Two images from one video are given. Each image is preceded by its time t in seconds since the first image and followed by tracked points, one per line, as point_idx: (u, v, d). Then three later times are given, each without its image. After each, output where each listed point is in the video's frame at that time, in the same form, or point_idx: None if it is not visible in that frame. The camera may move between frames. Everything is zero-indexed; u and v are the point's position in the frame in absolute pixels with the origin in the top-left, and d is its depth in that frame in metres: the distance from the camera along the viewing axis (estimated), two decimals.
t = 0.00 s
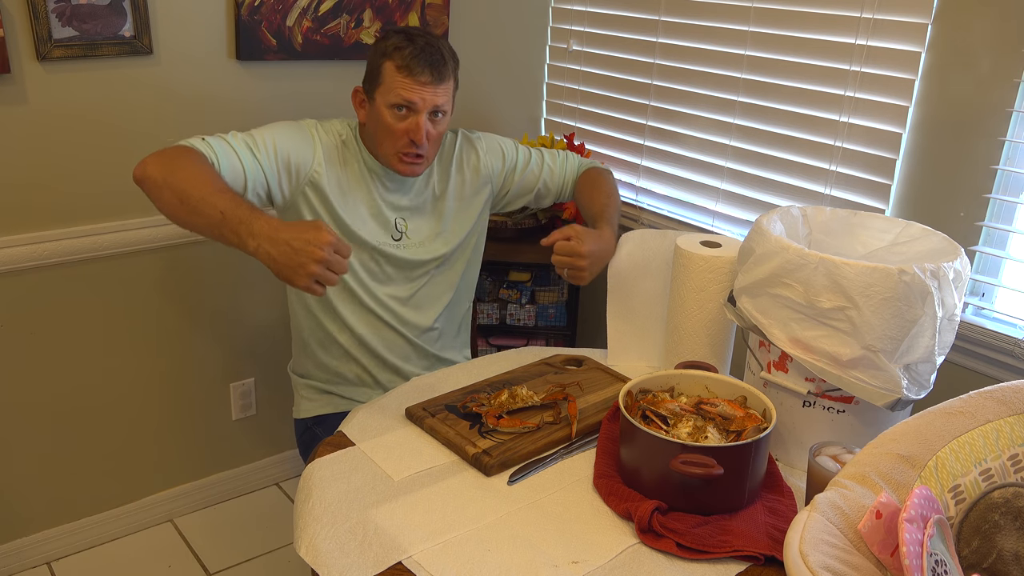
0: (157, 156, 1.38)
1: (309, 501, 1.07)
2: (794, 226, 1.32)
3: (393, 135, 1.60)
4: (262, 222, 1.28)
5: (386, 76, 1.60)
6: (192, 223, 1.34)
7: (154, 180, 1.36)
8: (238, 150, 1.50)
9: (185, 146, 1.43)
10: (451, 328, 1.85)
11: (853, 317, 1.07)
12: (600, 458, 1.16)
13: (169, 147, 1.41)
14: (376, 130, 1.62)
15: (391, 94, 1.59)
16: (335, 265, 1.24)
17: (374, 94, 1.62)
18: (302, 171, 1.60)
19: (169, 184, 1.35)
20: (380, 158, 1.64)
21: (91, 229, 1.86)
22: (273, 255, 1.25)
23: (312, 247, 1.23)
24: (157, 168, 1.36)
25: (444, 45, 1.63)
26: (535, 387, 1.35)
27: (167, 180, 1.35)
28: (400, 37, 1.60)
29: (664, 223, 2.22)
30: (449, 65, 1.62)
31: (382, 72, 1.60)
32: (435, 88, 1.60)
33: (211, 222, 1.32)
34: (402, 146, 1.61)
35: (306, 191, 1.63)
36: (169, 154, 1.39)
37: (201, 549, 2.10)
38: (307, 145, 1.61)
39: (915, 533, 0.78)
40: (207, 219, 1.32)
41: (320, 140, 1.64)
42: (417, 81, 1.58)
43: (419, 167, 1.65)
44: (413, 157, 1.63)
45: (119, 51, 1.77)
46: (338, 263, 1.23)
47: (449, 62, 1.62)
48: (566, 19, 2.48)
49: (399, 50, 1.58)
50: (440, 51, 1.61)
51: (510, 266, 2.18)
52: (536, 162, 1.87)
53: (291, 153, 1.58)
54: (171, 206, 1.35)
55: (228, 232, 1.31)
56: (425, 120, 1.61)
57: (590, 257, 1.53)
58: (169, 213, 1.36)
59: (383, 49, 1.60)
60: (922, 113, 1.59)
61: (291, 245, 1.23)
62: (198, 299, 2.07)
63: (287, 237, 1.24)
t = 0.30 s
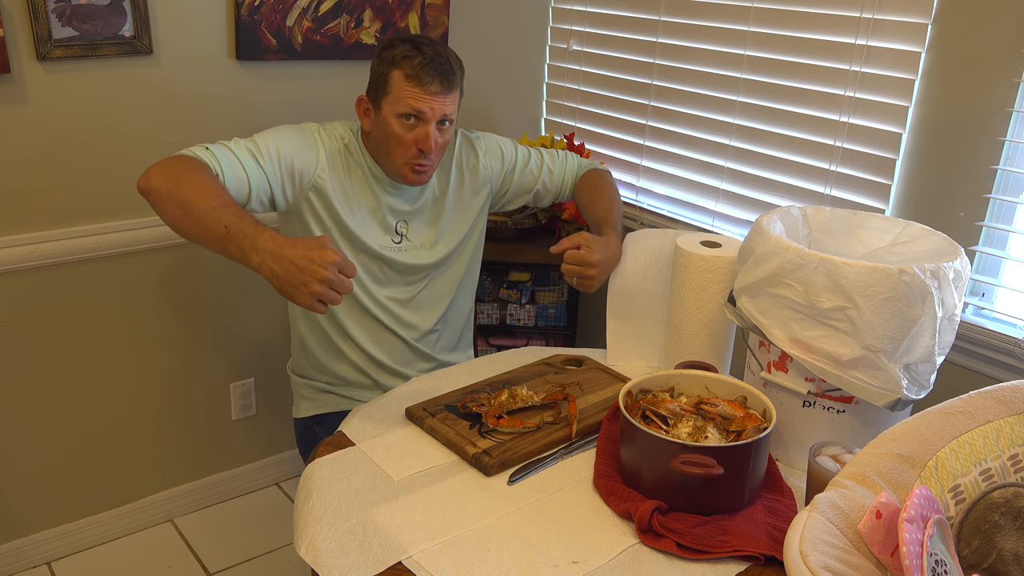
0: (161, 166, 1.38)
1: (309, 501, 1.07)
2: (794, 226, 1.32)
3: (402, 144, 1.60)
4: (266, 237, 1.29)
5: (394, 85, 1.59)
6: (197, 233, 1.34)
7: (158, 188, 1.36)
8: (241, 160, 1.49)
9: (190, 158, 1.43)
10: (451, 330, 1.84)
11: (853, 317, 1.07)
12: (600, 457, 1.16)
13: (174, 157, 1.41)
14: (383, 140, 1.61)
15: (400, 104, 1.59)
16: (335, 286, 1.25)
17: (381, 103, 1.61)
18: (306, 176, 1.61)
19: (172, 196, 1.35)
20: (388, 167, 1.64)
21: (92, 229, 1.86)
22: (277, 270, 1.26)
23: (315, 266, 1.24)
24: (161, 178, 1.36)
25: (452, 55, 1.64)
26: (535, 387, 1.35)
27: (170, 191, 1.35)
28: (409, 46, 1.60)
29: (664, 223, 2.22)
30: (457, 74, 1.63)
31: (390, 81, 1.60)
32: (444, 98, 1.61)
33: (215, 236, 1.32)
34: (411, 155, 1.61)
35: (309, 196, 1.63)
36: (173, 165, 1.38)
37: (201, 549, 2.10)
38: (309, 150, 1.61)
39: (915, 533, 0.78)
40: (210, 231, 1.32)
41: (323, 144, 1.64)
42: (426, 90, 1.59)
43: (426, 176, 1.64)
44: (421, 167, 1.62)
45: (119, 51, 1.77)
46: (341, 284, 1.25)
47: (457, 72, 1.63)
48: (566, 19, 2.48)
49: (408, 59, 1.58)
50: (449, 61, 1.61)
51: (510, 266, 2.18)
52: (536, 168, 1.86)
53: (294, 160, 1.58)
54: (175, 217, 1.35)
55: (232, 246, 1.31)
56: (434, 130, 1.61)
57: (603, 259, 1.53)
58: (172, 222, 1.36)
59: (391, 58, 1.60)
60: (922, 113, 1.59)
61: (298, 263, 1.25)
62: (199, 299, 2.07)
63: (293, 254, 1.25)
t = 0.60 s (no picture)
0: (162, 173, 1.39)
1: (309, 501, 1.07)
2: (794, 226, 1.32)
3: (402, 141, 1.59)
4: (264, 243, 1.29)
5: (394, 83, 1.60)
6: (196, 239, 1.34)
7: (159, 194, 1.37)
8: (242, 164, 1.49)
9: (191, 163, 1.43)
10: (454, 333, 1.84)
11: (853, 317, 1.07)
12: (600, 458, 1.16)
13: (174, 163, 1.42)
14: (384, 138, 1.61)
15: (400, 101, 1.59)
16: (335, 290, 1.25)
17: (381, 102, 1.61)
18: (307, 178, 1.61)
19: (173, 202, 1.35)
20: (389, 166, 1.64)
21: (92, 229, 1.86)
22: (276, 276, 1.26)
23: (313, 271, 1.23)
24: (162, 185, 1.37)
25: (451, 51, 1.64)
26: (535, 387, 1.35)
27: (171, 198, 1.36)
28: (408, 43, 1.60)
29: (664, 223, 2.22)
30: (457, 70, 1.62)
31: (389, 79, 1.60)
32: (444, 93, 1.61)
33: (214, 242, 1.32)
34: (412, 152, 1.60)
35: (311, 198, 1.63)
36: (174, 171, 1.39)
37: (201, 548, 2.10)
38: (312, 152, 1.61)
39: (915, 533, 0.78)
40: (210, 238, 1.33)
41: (325, 145, 1.64)
42: (426, 86, 1.58)
43: (429, 173, 1.64)
44: (422, 164, 1.62)
45: (119, 51, 1.77)
46: (340, 289, 1.25)
47: (456, 67, 1.63)
48: (566, 19, 2.48)
49: (407, 56, 1.58)
50: (448, 57, 1.61)
51: (510, 266, 2.18)
52: (539, 171, 1.87)
53: (295, 162, 1.58)
54: (174, 224, 1.36)
55: (231, 252, 1.31)
56: (435, 126, 1.61)
57: (607, 268, 1.53)
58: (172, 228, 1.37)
59: (390, 56, 1.60)
60: (922, 113, 1.59)
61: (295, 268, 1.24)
62: (198, 299, 2.07)
63: (291, 259, 1.25)
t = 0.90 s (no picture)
0: (161, 182, 1.38)
1: (309, 501, 1.07)
2: (794, 226, 1.32)
3: (401, 142, 1.59)
4: (268, 250, 1.29)
5: (393, 83, 1.60)
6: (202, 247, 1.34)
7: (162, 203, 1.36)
8: (242, 169, 1.49)
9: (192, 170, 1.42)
10: (455, 334, 1.84)
11: (853, 317, 1.07)
12: (600, 458, 1.16)
13: (174, 172, 1.41)
14: (383, 139, 1.61)
15: (400, 101, 1.59)
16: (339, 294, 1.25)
17: (381, 102, 1.61)
18: (307, 180, 1.61)
19: (176, 211, 1.35)
20: (389, 167, 1.64)
21: (92, 229, 1.86)
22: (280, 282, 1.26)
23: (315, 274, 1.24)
24: (162, 195, 1.36)
25: (451, 51, 1.64)
26: (535, 387, 1.35)
27: (173, 208, 1.35)
28: (407, 43, 1.60)
29: (664, 223, 2.22)
30: (456, 70, 1.62)
31: (388, 80, 1.60)
32: (444, 94, 1.61)
33: (218, 250, 1.32)
34: (411, 153, 1.60)
35: (312, 202, 1.63)
36: (175, 179, 1.38)
37: (201, 548, 2.10)
38: (312, 156, 1.61)
39: (915, 533, 0.78)
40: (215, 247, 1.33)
41: (325, 148, 1.64)
42: (425, 87, 1.58)
43: (428, 173, 1.64)
44: (422, 165, 1.62)
45: (119, 51, 1.77)
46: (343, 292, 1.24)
47: (456, 67, 1.63)
48: (566, 19, 2.48)
49: (406, 57, 1.58)
50: (448, 57, 1.61)
51: (510, 267, 2.18)
52: (539, 172, 1.87)
53: (296, 166, 1.58)
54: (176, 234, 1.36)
55: (234, 260, 1.31)
56: (434, 126, 1.61)
57: (606, 270, 1.53)
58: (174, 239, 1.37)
59: (389, 56, 1.60)
60: (922, 113, 1.59)
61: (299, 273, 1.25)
62: (198, 298, 2.07)
63: (294, 265, 1.25)
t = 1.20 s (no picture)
0: (167, 200, 1.39)
1: (309, 501, 1.07)
2: (794, 226, 1.32)
3: (409, 127, 1.59)
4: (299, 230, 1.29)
5: (385, 73, 1.60)
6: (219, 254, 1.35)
7: (170, 222, 1.37)
8: (245, 178, 1.48)
9: (195, 183, 1.41)
10: (457, 336, 1.83)
11: (853, 317, 1.07)
12: (600, 458, 1.16)
13: (178, 187, 1.41)
14: (387, 127, 1.61)
15: (396, 87, 1.59)
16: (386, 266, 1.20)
17: (376, 94, 1.61)
18: (309, 184, 1.61)
19: (185, 228, 1.35)
20: (400, 158, 1.64)
21: (92, 229, 1.86)
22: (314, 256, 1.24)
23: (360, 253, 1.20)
24: (172, 211, 1.36)
25: (432, 30, 1.64)
26: (535, 388, 1.35)
27: (182, 225, 1.36)
28: (388, 31, 1.60)
29: (664, 223, 2.22)
30: (441, 45, 1.63)
31: (379, 70, 1.60)
32: (436, 70, 1.61)
33: (241, 249, 1.32)
34: (421, 136, 1.60)
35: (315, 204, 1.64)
36: (182, 193, 1.38)
37: (201, 548, 2.10)
38: (311, 161, 1.61)
39: (915, 533, 0.78)
40: (235, 243, 1.32)
41: (323, 151, 1.63)
42: (416, 66, 1.58)
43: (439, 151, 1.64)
44: (432, 144, 1.62)
45: (119, 51, 1.77)
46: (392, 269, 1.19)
47: (440, 43, 1.63)
48: (566, 19, 2.48)
49: (391, 42, 1.58)
50: (431, 35, 1.61)
51: (510, 266, 2.18)
52: (540, 172, 1.87)
53: (296, 173, 1.58)
54: (193, 244, 1.36)
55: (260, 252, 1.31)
56: (435, 104, 1.60)
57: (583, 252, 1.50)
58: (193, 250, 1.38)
59: (375, 47, 1.60)
60: (922, 113, 1.59)
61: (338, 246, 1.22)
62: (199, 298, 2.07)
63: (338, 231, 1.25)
